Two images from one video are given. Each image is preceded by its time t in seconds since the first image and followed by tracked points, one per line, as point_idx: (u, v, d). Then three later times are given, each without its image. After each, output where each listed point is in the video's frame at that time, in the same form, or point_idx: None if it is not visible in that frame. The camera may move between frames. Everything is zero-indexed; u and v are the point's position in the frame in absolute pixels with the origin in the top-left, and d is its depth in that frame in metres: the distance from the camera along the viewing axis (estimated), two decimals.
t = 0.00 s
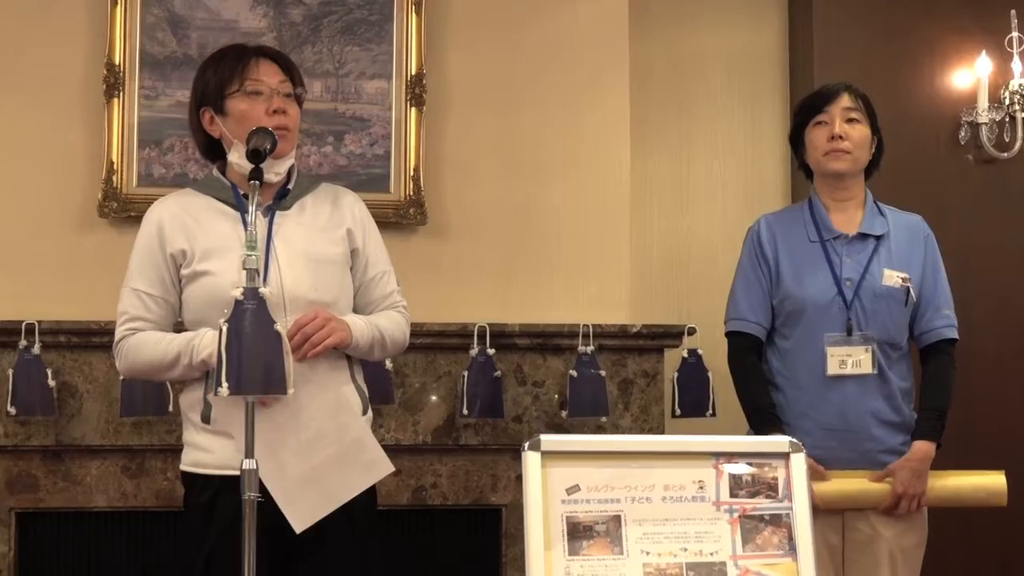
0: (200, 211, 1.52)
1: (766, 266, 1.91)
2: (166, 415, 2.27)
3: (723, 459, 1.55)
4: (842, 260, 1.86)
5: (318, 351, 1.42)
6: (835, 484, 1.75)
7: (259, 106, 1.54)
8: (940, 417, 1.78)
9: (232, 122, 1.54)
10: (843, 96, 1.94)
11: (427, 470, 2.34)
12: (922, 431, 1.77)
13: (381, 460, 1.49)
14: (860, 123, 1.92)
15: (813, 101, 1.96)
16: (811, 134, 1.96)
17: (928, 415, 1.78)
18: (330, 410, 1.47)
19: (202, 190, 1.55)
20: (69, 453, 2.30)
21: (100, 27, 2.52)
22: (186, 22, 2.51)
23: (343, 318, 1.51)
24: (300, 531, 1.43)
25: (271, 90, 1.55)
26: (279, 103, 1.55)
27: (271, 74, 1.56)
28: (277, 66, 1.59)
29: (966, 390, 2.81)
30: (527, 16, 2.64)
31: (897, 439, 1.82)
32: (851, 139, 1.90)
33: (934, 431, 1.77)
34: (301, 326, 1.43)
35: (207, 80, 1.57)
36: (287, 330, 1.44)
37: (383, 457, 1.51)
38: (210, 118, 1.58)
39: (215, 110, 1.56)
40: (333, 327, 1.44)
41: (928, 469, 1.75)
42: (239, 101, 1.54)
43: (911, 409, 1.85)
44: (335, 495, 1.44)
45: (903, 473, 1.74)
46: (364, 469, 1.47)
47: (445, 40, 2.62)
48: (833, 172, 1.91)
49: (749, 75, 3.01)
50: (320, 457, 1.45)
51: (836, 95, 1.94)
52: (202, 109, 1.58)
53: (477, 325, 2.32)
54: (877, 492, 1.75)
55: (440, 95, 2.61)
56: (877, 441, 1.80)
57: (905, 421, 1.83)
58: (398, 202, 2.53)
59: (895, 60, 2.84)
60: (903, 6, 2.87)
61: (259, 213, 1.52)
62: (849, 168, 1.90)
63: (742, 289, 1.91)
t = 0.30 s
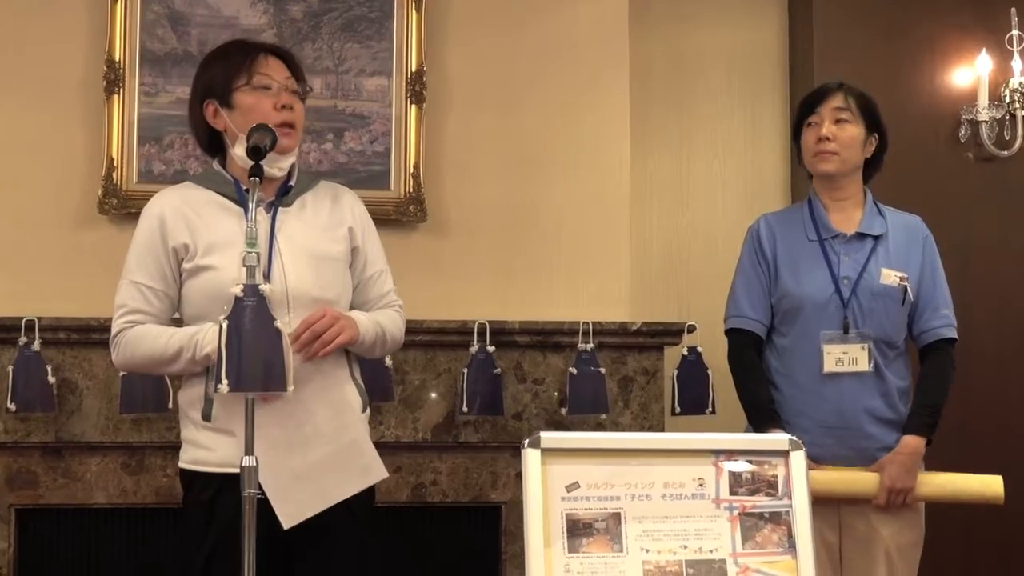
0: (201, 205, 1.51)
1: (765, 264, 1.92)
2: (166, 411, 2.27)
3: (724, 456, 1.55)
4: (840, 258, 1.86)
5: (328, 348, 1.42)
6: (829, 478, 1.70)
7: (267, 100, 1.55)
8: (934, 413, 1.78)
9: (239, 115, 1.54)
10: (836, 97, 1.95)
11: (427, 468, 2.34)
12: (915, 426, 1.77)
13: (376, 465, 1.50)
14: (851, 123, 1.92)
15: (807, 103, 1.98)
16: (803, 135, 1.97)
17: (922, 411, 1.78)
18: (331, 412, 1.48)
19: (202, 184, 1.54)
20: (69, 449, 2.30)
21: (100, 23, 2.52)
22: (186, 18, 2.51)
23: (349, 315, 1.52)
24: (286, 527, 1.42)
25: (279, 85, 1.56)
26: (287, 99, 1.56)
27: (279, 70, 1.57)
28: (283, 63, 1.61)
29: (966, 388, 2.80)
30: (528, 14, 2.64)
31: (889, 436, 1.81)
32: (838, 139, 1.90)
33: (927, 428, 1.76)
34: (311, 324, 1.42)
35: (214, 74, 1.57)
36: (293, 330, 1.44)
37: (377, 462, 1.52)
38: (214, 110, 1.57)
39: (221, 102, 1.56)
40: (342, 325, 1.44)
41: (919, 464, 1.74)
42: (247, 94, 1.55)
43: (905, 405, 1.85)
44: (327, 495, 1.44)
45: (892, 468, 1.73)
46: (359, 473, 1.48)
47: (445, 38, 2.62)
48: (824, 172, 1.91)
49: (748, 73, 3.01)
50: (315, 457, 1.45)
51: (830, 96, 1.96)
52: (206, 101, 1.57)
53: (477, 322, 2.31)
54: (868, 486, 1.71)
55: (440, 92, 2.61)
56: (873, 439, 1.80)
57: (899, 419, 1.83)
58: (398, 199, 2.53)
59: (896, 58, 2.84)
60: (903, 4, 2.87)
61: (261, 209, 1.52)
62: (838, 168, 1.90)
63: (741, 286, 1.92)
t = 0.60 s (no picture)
0: (198, 204, 1.51)
1: (764, 264, 1.92)
2: (166, 410, 2.27)
3: (723, 456, 1.55)
4: (839, 258, 1.86)
5: (338, 347, 1.43)
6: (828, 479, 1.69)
7: (275, 115, 1.54)
8: (931, 412, 1.78)
9: (244, 123, 1.53)
10: (842, 97, 1.93)
11: (427, 467, 2.34)
12: (914, 424, 1.77)
13: (371, 471, 1.51)
14: (856, 127, 1.92)
15: (811, 102, 1.96)
16: (808, 137, 1.95)
17: (920, 409, 1.78)
18: (330, 414, 1.48)
19: (201, 184, 1.54)
20: (69, 448, 2.30)
21: (100, 22, 2.52)
22: (186, 17, 2.51)
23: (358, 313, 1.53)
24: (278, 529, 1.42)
25: (290, 102, 1.55)
26: (295, 119, 1.55)
27: (293, 85, 1.55)
28: (299, 73, 1.58)
29: (966, 387, 2.80)
30: (527, 13, 2.64)
31: (889, 434, 1.81)
32: (849, 144, 1.90)
33: (926, 427, 1.76)
34: (322, 322, 1.43)
35: (225, 74, 1.55)
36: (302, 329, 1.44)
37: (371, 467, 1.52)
38: (220, 109, 1.56)
39: (228, 104, 1.55)
40: (352, 324, 1.45)
41: (916, 463, 1.73)
42: (255, 105, 1.53)
43: (905, 403, 1.85)
44: (323, 497, 1.44)
45: (890, 467, 1.72)
46: (355, 477, 1.48)
47: (445, 37, 2.62)
48: (830, 177, 1.91)
49: (748, 72, 3.01)
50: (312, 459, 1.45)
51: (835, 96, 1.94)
52: (213, 98, 1.56)
53: (477, 321, 2.31)
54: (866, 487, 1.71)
55: (440, 91, 2.61)
56: (872, 437, 1.80)
57: (898, 418, 1.83)
58: (397, 199, 2.53)
59: (895, 57, 2.84)
60: (902, 3, 2.87)
61: (260, 209, 1.52)
62: (846, 173, 1.90)
63: (740, 287, 1.92)
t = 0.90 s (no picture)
0: (199, 203, 1.52)
1: (765, 265, 1.92)
2: (165, 410, 2.26)
3: (722, 456, 1.55)
4: (840, 259, 1.86)
5: (324, 348, 1.43)
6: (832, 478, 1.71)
7: (272, 109, 1.54)
8: (939, 410, 1.79)
9: (241, 119, 1.54)
10: (853, 98, 1.93)
11: (425, 467, 2.34)
12: (922, 423, 1.78)
13: (377, 459, 1.49)
14: (868, 129, 1.92)
15: (819, 101, 1.94)
16: (820, 136, 1.92)
17: (926, 407, 1.79)
18: (329, 412, 1.47)
19: (202, 184, 1.54)
20: (68, 449, 2.30)
21: (99, 23, 2.52)
22: (186, 18, 2.51)
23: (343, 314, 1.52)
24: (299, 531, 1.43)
25: (285, 94, 1.55)
26: (291, 110, 1.55)
27: (289, 78, 1.56)
28: (295, 68, 1.59)
29: (965, 387, 2.80)
30: (527, 13, 2.64)
31: (895, 436, 1.82)
32: (864, 146, 1.89)
33: (934, 424, 1.78)
34: (310, 321, 1.43)
35: (220, 72, 1.56)
36: (291, 326, 1.45)
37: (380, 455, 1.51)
38: (217, 108, 1.57)
39: (225, 102, 1.56)
40: (340, 325, 1.45)
41: (926, 461, 1.74)
42: (251, 100, 1.54)
43: (908, 406, 1.85)
44: (333, 495, 1.44)
45: (900, 466, 1.74)
46: (361, 471, 1.48)
47: (444, 37, 2.62)
48: (844, 179, 1.90)
49: (748, 73, 3.01)
50: (315, 457, 1.45)
51: (845, 97, 1.92)
52: (210, 98, 1.57)
53: (476, 321, 2.31)
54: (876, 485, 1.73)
55: (439, 92, 2.61)
56: (875, 437, 1.80)
57: (902, 418, 1.83)
58: (397, 199, 2.53)
59: (895, 58, 2.84)
60: (902, 3, 2.87)
61: (259, 209, 1.52)
62: (859, 175, 1.90)
63: (740, 289, 1.92)
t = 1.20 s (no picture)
0: (198, 203, 1.52)
1: (768, 267, 1.91)
2: (165, 411, 2.26)
3: (722, 457, 1.55)
4: (845, 262, 1.86)
5: (321, 344, 1.43)
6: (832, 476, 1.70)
7: (270, 109, 1.54)
8: (938, 411, 1.79)
9: (240, 119, 1.54)
10: (865, 102, 1.92)
11: (425, 468, 2.34)
12: (921, 424, 1.78)
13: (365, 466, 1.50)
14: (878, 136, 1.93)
15: (834, 102, 1.92)
16: (834, 139, 1.91)
17: (926, 408, 1.79)
18: (321, 412, 1.47)
19: (205, 183, 1.54)
20: (67, 449, 2.30)
21: (99, 23, 2.52)
22: (185, 19, 2.51)
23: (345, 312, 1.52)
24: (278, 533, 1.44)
25: (283, 94, 1.55)
26: (290, 109, 1.55)
27: (287, 78, 1.56)
28: (293, 68, 1.59)
29: (964, 388, 2.80)
30: (526, 14, 2.64)
31: (897, 437, 1.82)
32: (878, 153, 1.89)
33: (933, 425, 1.78)
34: (307, 318, 1.44)
35: (218, 73, 1.56)
36: (290, 323, 1.45)
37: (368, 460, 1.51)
38: (216, 109, 1.57)
39: (223, 103, 1.56)
40: (338, 322, 1.45)
41: (926, 462, 1.74)
42: (249, 101, 1.54)
43: (910, 410, 1.86)
44: (321, 497, 1.45)
45: (901, 466, 1.74)
46: (352, 473, 1.48)
47: (444, 38, 2.62)
48: (856, 184, 1.90)
49: (747, 74, 3.01)
50: (306, 457, 1.45)
51: (857, 100, 1.92)
52: (208, 100, 1.57)
53: (475, 322, 2.31)
54: (877, 485, 1.72)
55: (439, 93, 2.61)
56: (880, 439, 1.81)
57: (904, 420, 1.84)
58: (396, 200, 2.53)
59: (894, 59, 2.84)
60: (901, 4, 2.87)
61: (259, 207, 1.52)
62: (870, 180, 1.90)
63: (744, 289, 1.91)
